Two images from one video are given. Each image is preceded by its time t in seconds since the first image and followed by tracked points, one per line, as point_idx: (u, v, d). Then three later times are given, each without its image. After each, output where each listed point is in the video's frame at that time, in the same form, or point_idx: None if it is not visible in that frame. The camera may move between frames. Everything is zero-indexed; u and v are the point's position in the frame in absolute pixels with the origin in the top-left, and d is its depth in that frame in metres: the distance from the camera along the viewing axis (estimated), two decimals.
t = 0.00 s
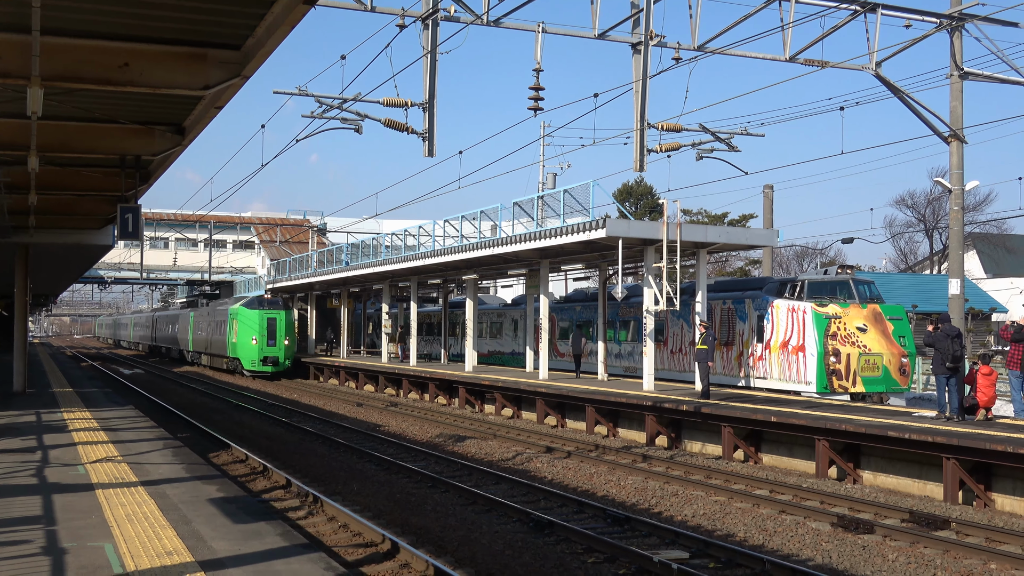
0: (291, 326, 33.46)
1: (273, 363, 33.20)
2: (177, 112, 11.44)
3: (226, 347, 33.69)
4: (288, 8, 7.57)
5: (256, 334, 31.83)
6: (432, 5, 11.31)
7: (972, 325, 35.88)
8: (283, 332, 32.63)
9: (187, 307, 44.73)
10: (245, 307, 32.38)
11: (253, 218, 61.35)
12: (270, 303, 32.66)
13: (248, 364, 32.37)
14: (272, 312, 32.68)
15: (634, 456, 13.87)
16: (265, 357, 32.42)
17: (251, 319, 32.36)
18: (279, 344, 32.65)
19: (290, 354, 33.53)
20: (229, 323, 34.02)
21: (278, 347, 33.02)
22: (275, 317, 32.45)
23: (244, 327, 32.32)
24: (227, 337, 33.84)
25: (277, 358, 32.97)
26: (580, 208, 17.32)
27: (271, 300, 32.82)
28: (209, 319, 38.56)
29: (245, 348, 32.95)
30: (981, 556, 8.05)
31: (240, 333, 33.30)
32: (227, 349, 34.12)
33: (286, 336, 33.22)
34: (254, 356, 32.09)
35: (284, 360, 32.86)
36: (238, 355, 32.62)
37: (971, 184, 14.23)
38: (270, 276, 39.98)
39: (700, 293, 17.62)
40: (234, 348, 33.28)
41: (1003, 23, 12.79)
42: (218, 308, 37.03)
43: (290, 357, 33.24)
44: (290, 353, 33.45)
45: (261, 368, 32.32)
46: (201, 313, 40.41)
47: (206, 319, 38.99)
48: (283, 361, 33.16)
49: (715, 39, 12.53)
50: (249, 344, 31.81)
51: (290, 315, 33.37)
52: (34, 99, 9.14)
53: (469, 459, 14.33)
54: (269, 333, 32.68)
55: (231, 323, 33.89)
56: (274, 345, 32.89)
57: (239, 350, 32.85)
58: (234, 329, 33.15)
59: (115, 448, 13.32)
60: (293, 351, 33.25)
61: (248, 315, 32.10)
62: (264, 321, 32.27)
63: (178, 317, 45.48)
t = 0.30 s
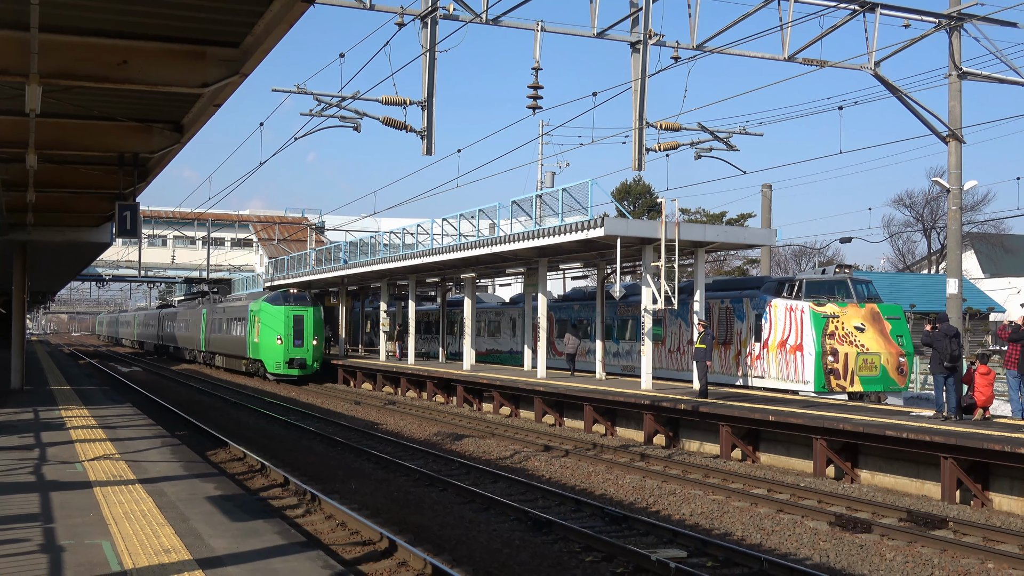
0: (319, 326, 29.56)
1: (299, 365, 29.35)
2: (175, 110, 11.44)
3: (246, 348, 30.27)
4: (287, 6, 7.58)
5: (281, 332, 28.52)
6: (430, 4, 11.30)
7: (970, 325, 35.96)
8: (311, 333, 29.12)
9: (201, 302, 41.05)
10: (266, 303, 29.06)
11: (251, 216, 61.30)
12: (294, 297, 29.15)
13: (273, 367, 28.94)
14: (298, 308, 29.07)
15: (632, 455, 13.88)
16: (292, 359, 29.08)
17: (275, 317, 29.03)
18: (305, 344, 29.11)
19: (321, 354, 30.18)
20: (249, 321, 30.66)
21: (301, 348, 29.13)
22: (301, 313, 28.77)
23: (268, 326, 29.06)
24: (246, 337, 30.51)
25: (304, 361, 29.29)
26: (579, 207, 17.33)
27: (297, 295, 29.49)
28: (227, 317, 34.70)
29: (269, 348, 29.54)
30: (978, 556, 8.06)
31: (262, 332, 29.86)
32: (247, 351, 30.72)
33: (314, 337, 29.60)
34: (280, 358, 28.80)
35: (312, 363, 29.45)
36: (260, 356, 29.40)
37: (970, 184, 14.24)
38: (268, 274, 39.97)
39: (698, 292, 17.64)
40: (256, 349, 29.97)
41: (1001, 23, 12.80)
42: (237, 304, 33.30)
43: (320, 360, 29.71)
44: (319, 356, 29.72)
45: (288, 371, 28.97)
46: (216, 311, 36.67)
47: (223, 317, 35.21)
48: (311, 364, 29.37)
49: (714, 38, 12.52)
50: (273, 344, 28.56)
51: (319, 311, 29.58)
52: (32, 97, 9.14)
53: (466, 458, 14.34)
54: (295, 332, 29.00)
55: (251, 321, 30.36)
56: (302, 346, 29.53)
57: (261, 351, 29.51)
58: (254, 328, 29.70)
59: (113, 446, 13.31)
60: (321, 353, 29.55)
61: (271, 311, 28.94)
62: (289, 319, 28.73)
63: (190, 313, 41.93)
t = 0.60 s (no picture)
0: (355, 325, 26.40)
1: (334, 369, 25.93)
2: (173, 109, 11.42)
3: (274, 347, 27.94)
4: (284, 5, 7.59)
5: (315, 333, 25.21)
6: (428, 2, 11.30)
7: (968, 323, 36.06)
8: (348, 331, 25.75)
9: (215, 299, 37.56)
10: (298, 299, 26.07)
11: (249, 215, 61.30)
12: (329, 293, 25.74)
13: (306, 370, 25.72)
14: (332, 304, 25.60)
15: (630, 453, 13.89)
16: (325, 363, 25.59)
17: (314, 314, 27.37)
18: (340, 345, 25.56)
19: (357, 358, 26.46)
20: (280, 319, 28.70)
21: (336, 351, 25.73)
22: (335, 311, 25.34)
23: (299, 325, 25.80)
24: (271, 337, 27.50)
25: (339, 364, 25.74)
26: (576, 205, 17.33)
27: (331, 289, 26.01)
28: (247, 317, 31.56)
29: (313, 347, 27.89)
30: (976, 554, 8.07)
31: (291, 332, 26.60)
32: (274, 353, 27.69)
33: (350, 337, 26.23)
34: (313, 361, 25.53)
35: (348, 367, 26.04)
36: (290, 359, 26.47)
37: (968, 182, 14.24)
38: (266, 273, 39.95)
39: (696, 290, 17.63)
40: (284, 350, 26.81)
41: (999, 21, 12.80)
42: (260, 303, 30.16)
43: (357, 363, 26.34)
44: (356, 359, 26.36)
45: (322, 376, 25.64)
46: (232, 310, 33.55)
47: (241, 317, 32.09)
48: (348, 368, 25.81)
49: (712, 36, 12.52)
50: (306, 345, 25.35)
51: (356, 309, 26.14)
52: (29, 96, 9.12)
53: (465, 456, 14.33)
54: (329, 332, 25.63)
55: (277, 319, 27.36)
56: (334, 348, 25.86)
57: (290, 352, 26.39)
58: (283, 327, 26.51)
59: (111, 445, 13.30)
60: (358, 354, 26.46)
61: (303, 308, 26.02)
62: (322, 318, 25.31)
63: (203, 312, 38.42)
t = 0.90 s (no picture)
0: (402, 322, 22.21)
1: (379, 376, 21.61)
2: (169, 108, 11.41)
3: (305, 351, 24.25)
4: (281, 3, 7.59)
5: (358, 332, 20.94)
6: None
7: (966, 320, 36.18)
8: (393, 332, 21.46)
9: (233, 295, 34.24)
10: (335, 293, 21.95)
11: (247, 214, 61.25)
12: (371, 286, 21.57)
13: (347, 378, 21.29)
14: (375, 301, 21.54)
15: (628, 451, 13.89)
16: (369, 367, 21.30)
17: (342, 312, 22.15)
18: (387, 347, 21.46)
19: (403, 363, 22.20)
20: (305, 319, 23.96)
21: (381, 354, 21.41)
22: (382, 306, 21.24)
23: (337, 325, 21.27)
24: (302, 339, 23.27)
25: (386, 369, 21.47)
26: (574, 203, 17.33)
27: (373, 283, 21.88)
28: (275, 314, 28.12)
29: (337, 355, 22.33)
30: (974, 551, 8.09)
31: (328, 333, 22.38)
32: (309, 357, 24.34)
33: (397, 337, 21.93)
34: (355, 366, 21.21)
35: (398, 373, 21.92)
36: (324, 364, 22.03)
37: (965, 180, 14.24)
38: (263, 271, 39.92)
39: (694, 287, 17.64)
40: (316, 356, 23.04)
41: (996, 18, 12.79)
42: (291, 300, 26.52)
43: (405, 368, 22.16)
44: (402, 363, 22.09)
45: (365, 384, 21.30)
46: (256, 307, 30.26)
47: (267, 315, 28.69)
48: (395, 374, 21.64)
49: (709, 34, 12.52)
50: (347, 347, 21.11)
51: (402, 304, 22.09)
52: (26, 94, 9.09)
53: (462, 454, 14.32)
54: (374, 332, 21.37)
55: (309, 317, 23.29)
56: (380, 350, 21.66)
57: (326, 357, 22.31)
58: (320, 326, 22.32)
59: (108, 444, 13.27)
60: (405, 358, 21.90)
61: (340, 304, 21.54)
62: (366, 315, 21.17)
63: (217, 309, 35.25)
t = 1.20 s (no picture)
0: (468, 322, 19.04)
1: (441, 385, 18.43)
2: (167, 105, 11.40)
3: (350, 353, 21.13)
4: (278, 0, 7.58)
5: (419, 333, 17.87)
6: None
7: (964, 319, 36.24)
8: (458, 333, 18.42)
9: (257, 290, 31.06)
10: (389, 286, 18.89)
11: (244, 211, 61.16)
12: (431, 279, 18.53)
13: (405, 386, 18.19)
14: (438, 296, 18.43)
15: (626, 449, 13.90)
16: (429, 374, 18.20)
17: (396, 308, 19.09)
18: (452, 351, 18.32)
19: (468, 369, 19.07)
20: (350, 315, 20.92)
21: (444, 358, 18.32)
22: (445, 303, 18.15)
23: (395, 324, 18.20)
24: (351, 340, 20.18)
25: (449, 376, 18.33)
26: (571, 201, 17.40)
27: (434, 276, 18.90)
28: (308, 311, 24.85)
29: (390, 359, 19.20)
30: (971, 549, 8.10)
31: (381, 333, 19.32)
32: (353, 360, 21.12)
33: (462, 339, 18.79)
34: (414, 372, 18.14)
35: (462, 381, 18.72)
36: (378, 370, 19.01)
37: (963, 179, 14.26)
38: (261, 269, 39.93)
39: (691, 286, 17.61)
40: (366, 361, 19.94)
41: (994, 17, 12.80)
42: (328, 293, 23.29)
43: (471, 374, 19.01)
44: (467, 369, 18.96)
45: (425, 393, 18.18)
46: (284, 303, 27.09)
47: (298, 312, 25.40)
48: (459, 382, 18.47)
49: (707, 32, 12.53)
50: (405, 350, 18.03)
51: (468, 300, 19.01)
52: (23, 91, 9.05)
53: (460, 452, 14.31)
54: (437, 332, 18.27)
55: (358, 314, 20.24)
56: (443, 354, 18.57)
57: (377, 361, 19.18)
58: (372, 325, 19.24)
59: (105, 441, 13.25)
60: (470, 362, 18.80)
61: (396, 299, 18.50)
62: (428, 313, 18.10)
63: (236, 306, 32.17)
